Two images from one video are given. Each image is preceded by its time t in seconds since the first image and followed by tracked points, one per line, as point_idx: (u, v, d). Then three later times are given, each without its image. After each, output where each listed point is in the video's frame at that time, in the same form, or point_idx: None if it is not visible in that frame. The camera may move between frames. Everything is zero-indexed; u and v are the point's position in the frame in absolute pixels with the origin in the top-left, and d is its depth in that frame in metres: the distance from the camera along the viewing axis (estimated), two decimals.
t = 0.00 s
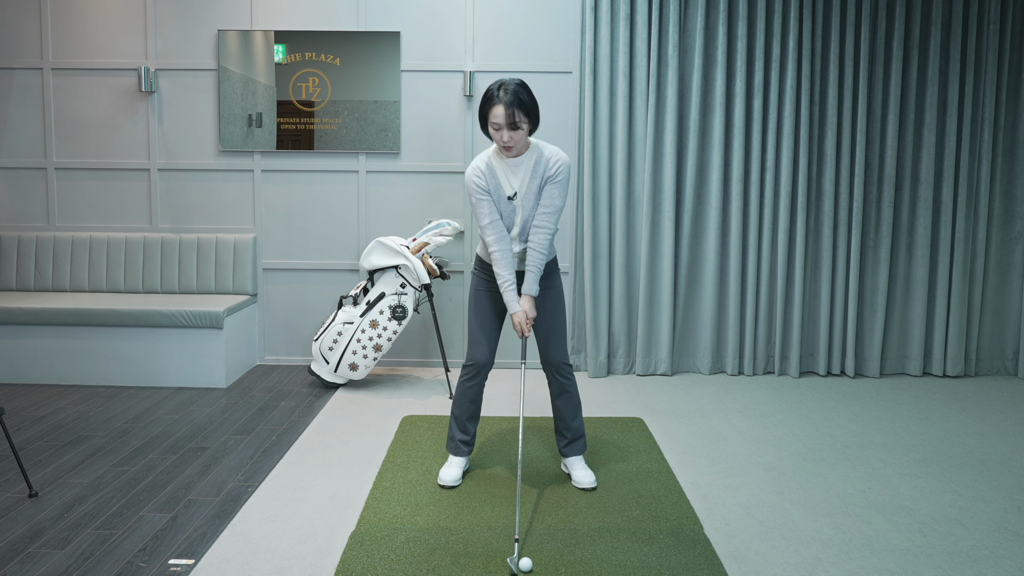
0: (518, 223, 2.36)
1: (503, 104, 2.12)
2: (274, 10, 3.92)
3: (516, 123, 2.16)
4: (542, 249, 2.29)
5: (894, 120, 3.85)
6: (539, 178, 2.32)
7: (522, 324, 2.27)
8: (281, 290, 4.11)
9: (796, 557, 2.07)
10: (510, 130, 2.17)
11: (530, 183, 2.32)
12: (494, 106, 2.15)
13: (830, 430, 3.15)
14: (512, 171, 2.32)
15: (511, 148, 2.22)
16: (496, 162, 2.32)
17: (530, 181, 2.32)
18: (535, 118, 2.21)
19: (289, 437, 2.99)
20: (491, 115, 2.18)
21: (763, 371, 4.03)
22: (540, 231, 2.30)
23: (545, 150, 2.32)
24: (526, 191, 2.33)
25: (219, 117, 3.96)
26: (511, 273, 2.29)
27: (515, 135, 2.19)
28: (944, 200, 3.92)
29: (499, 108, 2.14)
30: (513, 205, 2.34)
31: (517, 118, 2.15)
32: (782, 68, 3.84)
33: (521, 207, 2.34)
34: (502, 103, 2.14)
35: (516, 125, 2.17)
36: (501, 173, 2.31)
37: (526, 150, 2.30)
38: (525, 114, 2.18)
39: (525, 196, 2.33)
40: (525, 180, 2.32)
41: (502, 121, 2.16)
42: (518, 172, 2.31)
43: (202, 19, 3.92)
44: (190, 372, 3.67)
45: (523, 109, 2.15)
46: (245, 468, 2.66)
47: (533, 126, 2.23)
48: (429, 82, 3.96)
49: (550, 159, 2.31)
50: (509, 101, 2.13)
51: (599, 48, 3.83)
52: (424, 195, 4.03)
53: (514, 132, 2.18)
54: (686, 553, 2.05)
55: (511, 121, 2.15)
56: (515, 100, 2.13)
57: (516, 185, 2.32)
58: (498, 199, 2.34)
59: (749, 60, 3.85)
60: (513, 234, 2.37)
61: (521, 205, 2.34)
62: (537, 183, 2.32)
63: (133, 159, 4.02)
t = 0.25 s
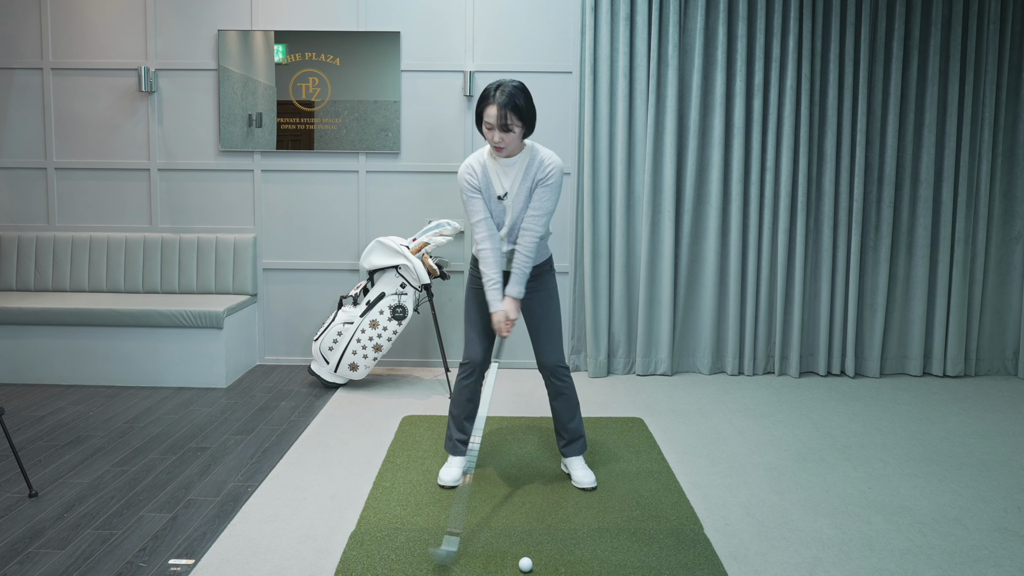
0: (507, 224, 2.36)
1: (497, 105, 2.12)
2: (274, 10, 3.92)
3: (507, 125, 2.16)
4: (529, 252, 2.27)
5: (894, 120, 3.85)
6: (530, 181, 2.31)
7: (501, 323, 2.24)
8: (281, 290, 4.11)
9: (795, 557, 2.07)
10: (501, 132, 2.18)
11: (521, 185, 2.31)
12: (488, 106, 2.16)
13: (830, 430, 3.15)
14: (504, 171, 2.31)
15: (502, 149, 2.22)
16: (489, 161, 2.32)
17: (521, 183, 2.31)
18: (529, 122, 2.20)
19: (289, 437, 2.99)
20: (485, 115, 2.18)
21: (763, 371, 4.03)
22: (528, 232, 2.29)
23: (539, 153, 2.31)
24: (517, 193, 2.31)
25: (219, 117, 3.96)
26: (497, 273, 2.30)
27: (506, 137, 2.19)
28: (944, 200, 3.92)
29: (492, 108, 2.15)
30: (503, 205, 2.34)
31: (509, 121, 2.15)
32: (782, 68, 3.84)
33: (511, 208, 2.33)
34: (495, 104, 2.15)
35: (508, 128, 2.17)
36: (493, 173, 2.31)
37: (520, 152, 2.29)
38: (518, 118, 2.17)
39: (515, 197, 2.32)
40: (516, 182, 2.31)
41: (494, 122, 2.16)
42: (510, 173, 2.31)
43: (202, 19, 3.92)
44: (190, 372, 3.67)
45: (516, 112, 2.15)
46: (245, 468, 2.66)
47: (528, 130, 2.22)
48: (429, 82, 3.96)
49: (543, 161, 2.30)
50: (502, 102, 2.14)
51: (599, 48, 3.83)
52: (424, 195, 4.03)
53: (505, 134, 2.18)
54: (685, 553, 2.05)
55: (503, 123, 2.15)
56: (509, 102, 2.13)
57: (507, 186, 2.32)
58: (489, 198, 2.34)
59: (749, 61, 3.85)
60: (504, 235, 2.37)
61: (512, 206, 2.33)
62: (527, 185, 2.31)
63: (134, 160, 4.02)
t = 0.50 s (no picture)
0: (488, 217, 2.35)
1: (493, 103, 2.13)
2: (275, 10, 3.92)
3: (502, 125, 2.16)
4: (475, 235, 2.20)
5: (894, 120, 3.85)
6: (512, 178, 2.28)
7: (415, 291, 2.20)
8: (281, 290, 4.11)
9: (796, 557, 2.07)
10: (495, 131, 2.18)
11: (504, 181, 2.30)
12: (487, 104, 2.17)
13: (830, 430, 3.15)
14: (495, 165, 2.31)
15: (495, 148, 2.22)
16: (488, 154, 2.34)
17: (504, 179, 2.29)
18: (527, 125, 2.19)
19: (289, 437, 2.99)
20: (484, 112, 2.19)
21: (763, 371, 4.03)
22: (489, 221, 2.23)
23: (532, 156, 2.29)
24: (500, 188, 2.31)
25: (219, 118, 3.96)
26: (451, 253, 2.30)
27: (499, 137, 2.19)
28: (944, 200, 3.92)
29: (489, 106, 2.16)
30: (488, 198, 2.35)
31: (504, 121, 2.15)
32: (782, 68, 3.84)
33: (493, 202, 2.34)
34: (493, 102, 2.15)
35: (503, 128, 2.16)
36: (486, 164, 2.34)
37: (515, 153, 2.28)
38: (513, 119, 2.16)
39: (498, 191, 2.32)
40: (501, 176, 2.30)
41: (489, 120, 2.16)
42: (498, 168, 2.31)
43: (202, 19, 3.92)
44: (190, 373, 3.67)
45: (511, 113, 2.15)
46: (245, 468, 2.66)
47: (526, 133, 2.21)
48: (430, 82, 3.96)
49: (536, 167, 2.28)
50: (499, 101, 2.14)
51: (599, 48, 3.83)
52: (424, 195, 4.03)
53: (499, 134, 2.18)
54: (686, 553, 2.05)
55: (497, 122, 2.15)
56: (506, 101, 2.14)
57: (493, 179, 2.33)
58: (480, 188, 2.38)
59: (749, 60, 3.85)
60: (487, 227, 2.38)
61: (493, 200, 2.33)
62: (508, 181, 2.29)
63: (134, 159, 4.02)
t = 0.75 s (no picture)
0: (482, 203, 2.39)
1: (491, 98, 2.15)
2: (275, 10, 3.92)
3: (499, 119, 2.17)
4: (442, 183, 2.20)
5: (894, 120, 3.84)
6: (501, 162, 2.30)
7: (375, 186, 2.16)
8: (281, 290, 4.11)
9: (796, 557, 2.07)
10: (493, 125, 2.19)
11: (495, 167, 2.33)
12: (486, 99, 2.19)
13: (830, 430, 3.14)
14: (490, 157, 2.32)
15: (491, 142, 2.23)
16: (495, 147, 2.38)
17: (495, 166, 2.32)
18: (525, 123, 2.19)
19: (289, 437, 2.99)
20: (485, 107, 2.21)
21: (763, 371, 4.03)
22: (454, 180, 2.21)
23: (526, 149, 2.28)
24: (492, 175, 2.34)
25: (219, 118, 3.96)
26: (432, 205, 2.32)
27: (496, 131, 2.19)
28: (944, 200, 3.92)
29: (488, 101, 2.17)
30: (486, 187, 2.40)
31: (501, 116, 2.16)
32: (782, 68, 3.84)
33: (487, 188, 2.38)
34: (492, 97, 2.17)
35: (500, 123, 2.17)
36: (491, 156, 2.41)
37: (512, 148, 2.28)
38: (511, 114, 2.17)
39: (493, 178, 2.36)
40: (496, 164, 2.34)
41: (487, 114, 2.18)
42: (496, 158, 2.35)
43: (202, 19, 3.92)
44: (190, 373, 3.67)
45: (508, 108, 2.15)
46: (245, 468, 2.66)
47: (525, 132, 2.21)
48: (430, 82, 3.96)
49: (524, 165, 2.25)
50: (497, 96, 2.16)
51: (599, 48, 3.83)
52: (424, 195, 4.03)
53: (496, 129, 2.19)
54: (686, 553, 2.05)
55: (494, 116, 2.16)
56: (505, 97, 2.15)
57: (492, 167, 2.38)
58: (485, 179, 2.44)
59: (749, 60, 3.85)
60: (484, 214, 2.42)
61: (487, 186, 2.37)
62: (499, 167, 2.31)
63: (134, 159, 4.02)
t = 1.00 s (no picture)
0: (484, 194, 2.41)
1: (488, 92, 2.19)
2: (275, 10, 3.92)
3: (496, 114, 2.21)
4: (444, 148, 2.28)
5: (894, 120, 3.85)
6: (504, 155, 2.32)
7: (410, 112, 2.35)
8: (281, 290, 4.11)
9: (796, 557, 2.07)
10: (491, 120, 2.23)
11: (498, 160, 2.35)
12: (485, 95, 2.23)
13: (830, 430, 3.14)
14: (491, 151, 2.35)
15: (489, 136, 2.26)
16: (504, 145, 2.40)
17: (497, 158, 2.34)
18: (522, 119, 2.21)
19: (289, 437, 2.99)
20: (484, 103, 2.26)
21: (763, 371, 4.03)
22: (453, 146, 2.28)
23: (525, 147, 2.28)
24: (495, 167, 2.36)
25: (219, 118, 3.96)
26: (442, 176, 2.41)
27: (493, 125, 2.23)
28: (944, 200, 3.92)
29: (486, 96, 2.22)
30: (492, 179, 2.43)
31: (498, 110, 2.20)
32: (782, 68, 3.84)
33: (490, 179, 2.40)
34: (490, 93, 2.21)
35: (497, 118, 2.21)
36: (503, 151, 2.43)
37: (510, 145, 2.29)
38: (508, 110, 2.20)
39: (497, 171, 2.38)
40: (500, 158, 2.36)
41: (486, 109, 2.22)
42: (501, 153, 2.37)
43: (202, 19, 3.92)
44: (190, 373, 3.67)
45: (505, 103, 2.19)
46: (245, 468, 2.66)
47: (523, 129, 2.23)
48: (430, 82, 3.96)
49: (518, 161, 2.25)
50: (494, 91, 2.20)
51: (599, 48, 3.83)
52: (424, 195, 4.03)
53: (494, 124, 2.22)
54: (686, 553, 2.05)
55: (491, 111, 2.20)
56: (501, 92, 2.19)
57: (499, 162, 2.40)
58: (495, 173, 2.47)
59: (749, 60, 3.85)
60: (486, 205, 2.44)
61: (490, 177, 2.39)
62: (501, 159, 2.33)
63: (134, 159, 4.02)
